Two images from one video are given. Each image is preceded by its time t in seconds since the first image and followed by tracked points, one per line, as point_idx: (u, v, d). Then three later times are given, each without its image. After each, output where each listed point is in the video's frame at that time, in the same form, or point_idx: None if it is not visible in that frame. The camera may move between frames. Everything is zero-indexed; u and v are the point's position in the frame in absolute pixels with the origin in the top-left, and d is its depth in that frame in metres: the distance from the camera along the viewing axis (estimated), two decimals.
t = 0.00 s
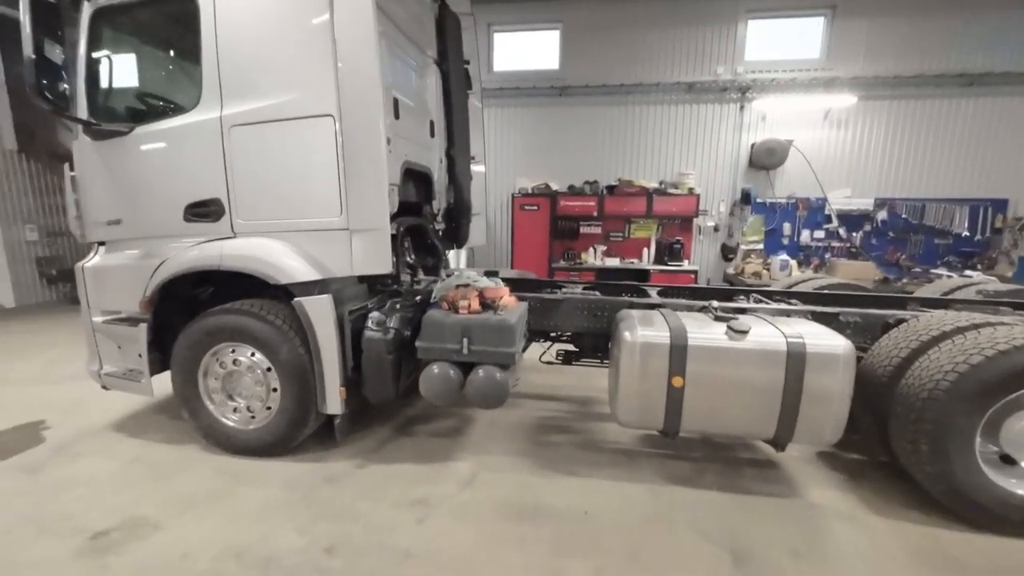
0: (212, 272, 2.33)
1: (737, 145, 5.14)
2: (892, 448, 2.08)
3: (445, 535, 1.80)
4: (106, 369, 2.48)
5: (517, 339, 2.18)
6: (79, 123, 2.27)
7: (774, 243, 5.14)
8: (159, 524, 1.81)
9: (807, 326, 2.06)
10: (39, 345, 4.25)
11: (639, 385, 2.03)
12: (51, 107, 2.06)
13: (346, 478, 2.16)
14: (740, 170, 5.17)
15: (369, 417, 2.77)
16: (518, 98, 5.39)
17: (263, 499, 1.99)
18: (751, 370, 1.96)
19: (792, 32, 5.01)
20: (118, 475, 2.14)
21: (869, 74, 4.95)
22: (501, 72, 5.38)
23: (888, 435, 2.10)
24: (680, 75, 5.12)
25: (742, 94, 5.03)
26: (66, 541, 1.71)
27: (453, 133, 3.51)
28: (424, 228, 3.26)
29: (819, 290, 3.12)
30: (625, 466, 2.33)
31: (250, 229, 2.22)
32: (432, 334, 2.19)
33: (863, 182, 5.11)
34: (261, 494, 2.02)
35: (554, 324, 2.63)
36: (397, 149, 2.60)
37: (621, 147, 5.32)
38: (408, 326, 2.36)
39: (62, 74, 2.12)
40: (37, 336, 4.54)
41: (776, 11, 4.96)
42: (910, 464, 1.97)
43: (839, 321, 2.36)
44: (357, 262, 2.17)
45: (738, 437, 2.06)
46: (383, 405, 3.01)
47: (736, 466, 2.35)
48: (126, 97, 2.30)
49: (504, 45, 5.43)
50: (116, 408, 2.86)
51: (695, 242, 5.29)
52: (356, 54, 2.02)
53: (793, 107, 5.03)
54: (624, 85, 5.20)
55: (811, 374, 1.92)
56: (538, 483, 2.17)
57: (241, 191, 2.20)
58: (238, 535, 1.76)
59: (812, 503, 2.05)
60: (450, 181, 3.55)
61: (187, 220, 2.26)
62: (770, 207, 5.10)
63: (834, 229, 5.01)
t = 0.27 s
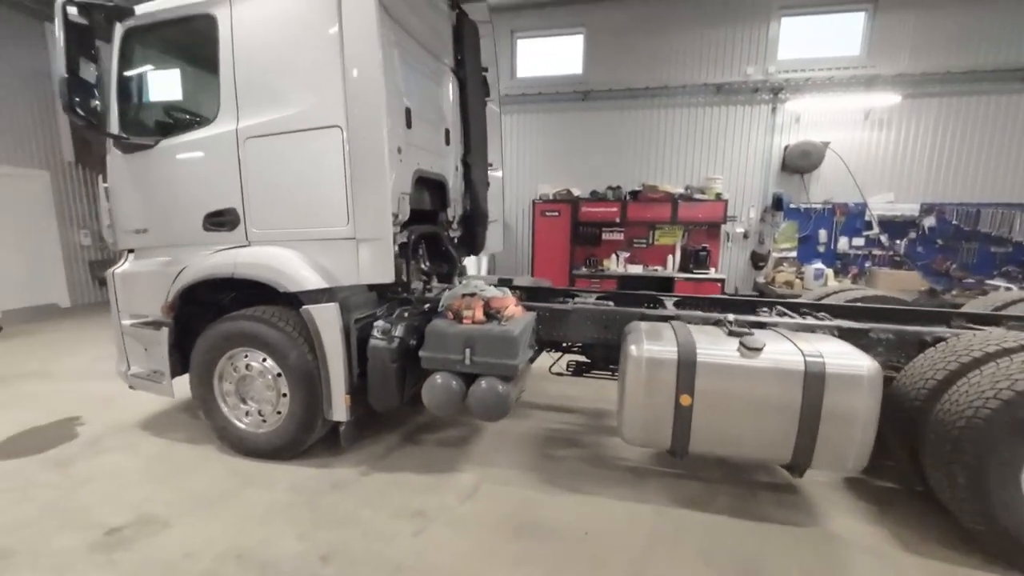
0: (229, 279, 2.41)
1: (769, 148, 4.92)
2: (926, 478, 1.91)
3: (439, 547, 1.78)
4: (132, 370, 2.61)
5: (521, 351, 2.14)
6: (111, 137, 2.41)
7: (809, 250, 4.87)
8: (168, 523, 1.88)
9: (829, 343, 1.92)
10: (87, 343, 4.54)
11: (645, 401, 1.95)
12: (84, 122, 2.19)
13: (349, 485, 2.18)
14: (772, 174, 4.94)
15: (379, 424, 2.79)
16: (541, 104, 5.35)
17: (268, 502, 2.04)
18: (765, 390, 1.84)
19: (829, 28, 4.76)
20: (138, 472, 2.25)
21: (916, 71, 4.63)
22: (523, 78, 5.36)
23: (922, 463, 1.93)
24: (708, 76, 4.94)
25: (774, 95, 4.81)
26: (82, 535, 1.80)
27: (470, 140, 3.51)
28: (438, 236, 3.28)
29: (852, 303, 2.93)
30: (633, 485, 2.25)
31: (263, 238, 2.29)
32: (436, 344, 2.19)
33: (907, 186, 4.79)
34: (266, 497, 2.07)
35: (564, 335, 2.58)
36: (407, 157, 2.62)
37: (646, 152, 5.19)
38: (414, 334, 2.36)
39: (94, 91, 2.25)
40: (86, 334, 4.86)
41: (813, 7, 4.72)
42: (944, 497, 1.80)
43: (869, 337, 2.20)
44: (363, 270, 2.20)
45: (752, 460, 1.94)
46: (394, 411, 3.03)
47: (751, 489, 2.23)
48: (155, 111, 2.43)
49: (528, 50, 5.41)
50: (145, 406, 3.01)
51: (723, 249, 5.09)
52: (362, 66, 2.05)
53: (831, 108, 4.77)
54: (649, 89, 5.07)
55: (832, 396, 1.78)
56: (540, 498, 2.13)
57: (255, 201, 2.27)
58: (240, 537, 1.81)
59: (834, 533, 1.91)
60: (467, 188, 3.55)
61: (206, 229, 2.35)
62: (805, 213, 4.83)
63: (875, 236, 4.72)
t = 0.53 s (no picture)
0: (251, 288, 2.53)
1: (805, 155, 4.68)
2: (963, 515, 1.75)
3: (436, 561, 1.79)
4: (165, 372, 2.78)
5: (526, 365, 2.12)
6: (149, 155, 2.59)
7: (849, 262, 4.60)
8: (185, 522, 1.98)
9: (852, 365, 1.79)
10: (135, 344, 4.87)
11: (650, 421, 1.88)
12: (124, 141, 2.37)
13: (357, 492, 2.23)
14: (808, 182, 4.70)
15: (392, 431, 2.84)
16: (566, 113, 5.33)
17: (278, 506, 2.11)
18: (778, 413, 1.74)
19: (872, 28, 4.50)
20: (165, 471, 2.38)
21: (969, 70, 4.31)
22: (548, 88, 5.36)
23: (959, 499, 1.76)
24: (739, 82, 4.77)
25: (810, 99, 4.59)
26: (108, 529, 1.93)
27: (488, 152, 3.54)
28: (455, 246, 3.31)
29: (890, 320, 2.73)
30: (640, 506, 2.18)
31: (282, 249, 2.39)
32: (442, 355, 2.20)
33: (960, 193, 4.44)
34: (277, 501, 2.14)
35: (574, 349, 2.54)
36: (422, 170, 2.67)
37: (673, 160, 5.06)
38: (424, 345, 2.39)
39: (132, 112, 2.42)
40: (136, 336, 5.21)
41: (853, 7, 4.48)
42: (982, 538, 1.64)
43: (901, 359, 2.05)
44: (374, 282, 2.25)
45: (765, 488, 1.83)
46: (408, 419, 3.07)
47: (768, 516, 2.11)
48: (188, 130, 2.60)
49: (553, 61, 5.42)
50: (178, 407, 3.19)
51: (755, 260, 4.88)
52: (373, 84, 2.11)
53: (873, 112, 4.50)
54: (677, 95, 4.94)
55: (852, 423, 1.66)
56: (542, 515, 2.10)
57: (275, 214, 2.37)
58: (248, 540, 1.88)
59: (856, 569, 1.78)
60: (485, 199, 3.58)
61: (231, 241, 2.48)
62: (844, 222, 4.59)
63: (923, 247, 4.40)
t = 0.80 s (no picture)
0: (265, 288, 2.58)
1: (846, 154, 4.38)
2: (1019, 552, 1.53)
3: (428, 570, 1.72)
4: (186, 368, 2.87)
5: (529, 369, 2.05)
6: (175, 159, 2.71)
7: (896, 268, 4.24)
8: (190, 517, 2.01)
9: (885, 378, 1.61)
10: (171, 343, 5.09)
11: (657, 432, 1.76)
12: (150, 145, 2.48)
13: (358, 494, 2.20)
14: (849, 183, 4.39)
15: (400, 434, 2.82)
16: (591, 116, 5.23)
17: (281, 504, 2.11)
18: (799, 429, 1.58)
19: (922, 17, 4.16)
20: (179, 466, 2.44)
21: None
22: (573, 91, 5.28)
23: (1015, 535, 1.55)
24: (773, 78, 4.51)
25: (852, 95, 4.28)
26: (118, 520, 1.97)
27: (505, 154, 3.50)
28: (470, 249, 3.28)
29: (938, 330, 2.48)
30: (650, 523, 2.04)
31: (293, 249, 2.42)
32: (445, 357, 2.16)
33: None
34: (281, 499, 2.15)
35: (584, 354, 2.44)
36: (433, 171, 2.65)
37: (702, 162, 4.85)
38: (429, 347, 2.35)
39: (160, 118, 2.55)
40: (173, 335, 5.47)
41: None
42: None
43: (946, 373, 1.84)
44: (380, 282, 2.25)
45: (785, 510, 1.67)
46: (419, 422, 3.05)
47: (792, 541, 1.93)
48: (212, 135, 2.70)
49: (578, 63, 5.33)
50: (200, 403, 3.29)
51: (791, 266, 4.60)
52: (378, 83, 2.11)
53: (923, 107, 4.15)
54: (707, 95, 4.74)
55: (884, 443, 1.48)
56: (544, 528, 2.00)
57: (287, 215, 2.41)
58: (247, 538, 1.88)
59: None
60: (501, 201, 3.54)
61: (247, 241, 2.55)
62: (891, 225, 4.23)
63: (983, 253, 3.96)
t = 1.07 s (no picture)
0: (277, 287, 2.62)
1: (889, 152, 4.06)
2: None
3: None
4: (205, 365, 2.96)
5: (530, 374, 1.98)
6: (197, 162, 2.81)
7: (946, 275, 3.92)
8: (194, 511, 2.05)
9: (917, 391, 1.45)
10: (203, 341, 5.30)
11: (661, 443, 1.66)
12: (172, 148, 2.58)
13: (359, 496, 2.19)
14: (893, 183, 4.07)
15: (407, 437, 2.80)
16: (614, 117, 5.10)
17: (282, 503, 2.12)
18: (816, 445, 1.44)
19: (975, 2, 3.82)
20: (192, 460, 2.50)
21: None
22: (595, 93, 5.18)
23: None
24: (806, 74, 4.27)
25: (895, 90, 3.98)
26: (127, 512, 2.03)
27: (521, 156, 3.46)
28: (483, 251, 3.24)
29: (989, 341, 2.24)
30: (657, 541, 1.92)
31: (303, 249, 2.46)
32: (446, 360, 2.12)
33: None
34: (282, 498, 2.16)
35: (592, 360, 2.35)
36: (442, 172, 2.63)
37: (730, 163, 4.63)
38: (433, 348, 2.32)
39: (183, 123, 2.66)
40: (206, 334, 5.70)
41: None
42: None
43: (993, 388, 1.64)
44: (384, 282, 2.24)
45: (802, 534, 1.52)
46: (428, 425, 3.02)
47: (813, 568, 1.77)
48: (231, 139, 2.79)
49: (601, 64, 5.23)
50: (221, 400, 3.38)
51: (827, 272, 4.31)
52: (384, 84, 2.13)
53: (977, 99, 3.78)
54: (735, 93, 4.54)
55: (913, 464, 1.33)
56: (543, 539, 1.92)
57: (297, 215, 2.45)
58: (244, 535, 1.89)
59: None
60: (516, 203, 3.50)
61: (261, 242, 2.60)
62: (941, 228, 3.90)
63: None
